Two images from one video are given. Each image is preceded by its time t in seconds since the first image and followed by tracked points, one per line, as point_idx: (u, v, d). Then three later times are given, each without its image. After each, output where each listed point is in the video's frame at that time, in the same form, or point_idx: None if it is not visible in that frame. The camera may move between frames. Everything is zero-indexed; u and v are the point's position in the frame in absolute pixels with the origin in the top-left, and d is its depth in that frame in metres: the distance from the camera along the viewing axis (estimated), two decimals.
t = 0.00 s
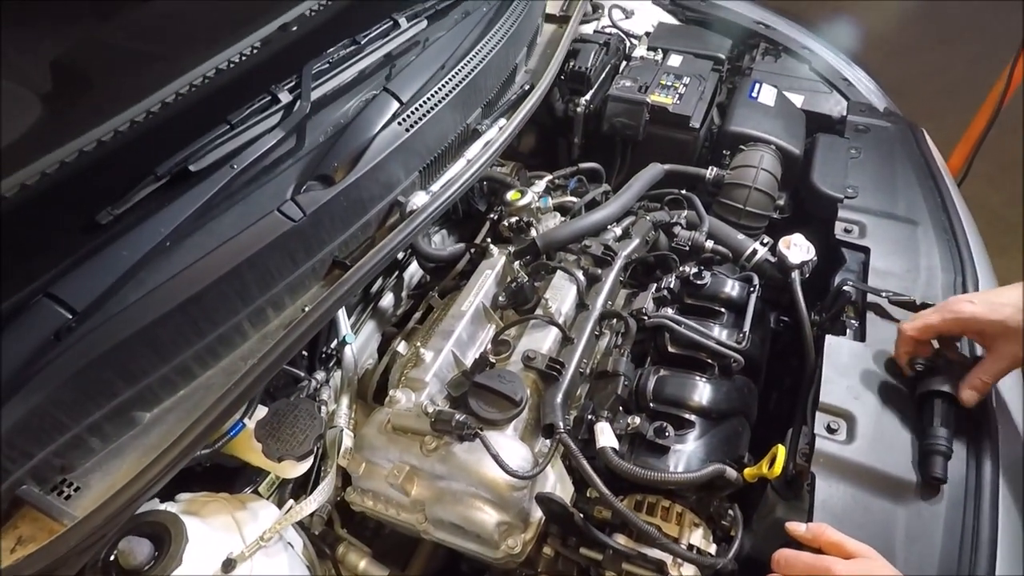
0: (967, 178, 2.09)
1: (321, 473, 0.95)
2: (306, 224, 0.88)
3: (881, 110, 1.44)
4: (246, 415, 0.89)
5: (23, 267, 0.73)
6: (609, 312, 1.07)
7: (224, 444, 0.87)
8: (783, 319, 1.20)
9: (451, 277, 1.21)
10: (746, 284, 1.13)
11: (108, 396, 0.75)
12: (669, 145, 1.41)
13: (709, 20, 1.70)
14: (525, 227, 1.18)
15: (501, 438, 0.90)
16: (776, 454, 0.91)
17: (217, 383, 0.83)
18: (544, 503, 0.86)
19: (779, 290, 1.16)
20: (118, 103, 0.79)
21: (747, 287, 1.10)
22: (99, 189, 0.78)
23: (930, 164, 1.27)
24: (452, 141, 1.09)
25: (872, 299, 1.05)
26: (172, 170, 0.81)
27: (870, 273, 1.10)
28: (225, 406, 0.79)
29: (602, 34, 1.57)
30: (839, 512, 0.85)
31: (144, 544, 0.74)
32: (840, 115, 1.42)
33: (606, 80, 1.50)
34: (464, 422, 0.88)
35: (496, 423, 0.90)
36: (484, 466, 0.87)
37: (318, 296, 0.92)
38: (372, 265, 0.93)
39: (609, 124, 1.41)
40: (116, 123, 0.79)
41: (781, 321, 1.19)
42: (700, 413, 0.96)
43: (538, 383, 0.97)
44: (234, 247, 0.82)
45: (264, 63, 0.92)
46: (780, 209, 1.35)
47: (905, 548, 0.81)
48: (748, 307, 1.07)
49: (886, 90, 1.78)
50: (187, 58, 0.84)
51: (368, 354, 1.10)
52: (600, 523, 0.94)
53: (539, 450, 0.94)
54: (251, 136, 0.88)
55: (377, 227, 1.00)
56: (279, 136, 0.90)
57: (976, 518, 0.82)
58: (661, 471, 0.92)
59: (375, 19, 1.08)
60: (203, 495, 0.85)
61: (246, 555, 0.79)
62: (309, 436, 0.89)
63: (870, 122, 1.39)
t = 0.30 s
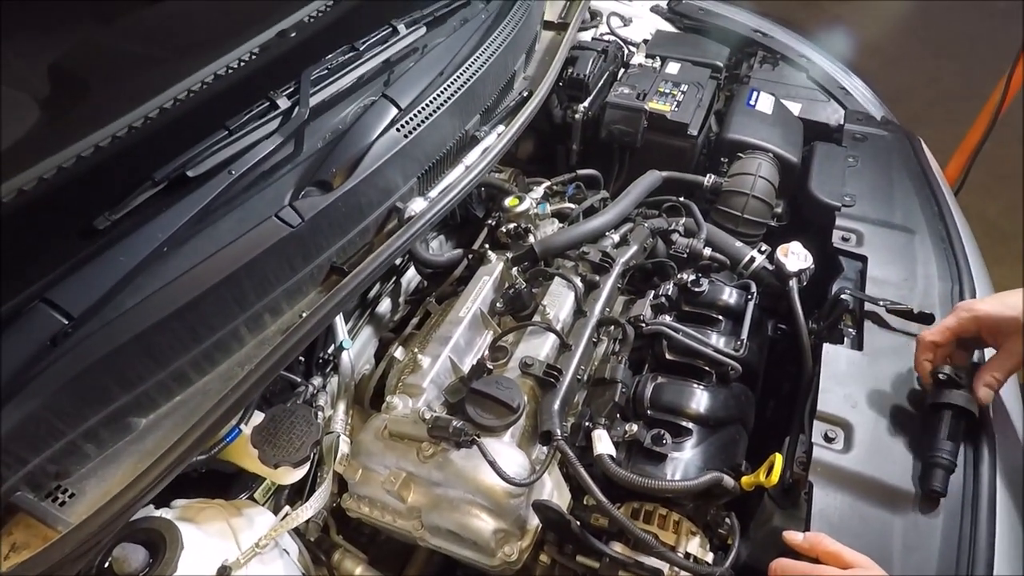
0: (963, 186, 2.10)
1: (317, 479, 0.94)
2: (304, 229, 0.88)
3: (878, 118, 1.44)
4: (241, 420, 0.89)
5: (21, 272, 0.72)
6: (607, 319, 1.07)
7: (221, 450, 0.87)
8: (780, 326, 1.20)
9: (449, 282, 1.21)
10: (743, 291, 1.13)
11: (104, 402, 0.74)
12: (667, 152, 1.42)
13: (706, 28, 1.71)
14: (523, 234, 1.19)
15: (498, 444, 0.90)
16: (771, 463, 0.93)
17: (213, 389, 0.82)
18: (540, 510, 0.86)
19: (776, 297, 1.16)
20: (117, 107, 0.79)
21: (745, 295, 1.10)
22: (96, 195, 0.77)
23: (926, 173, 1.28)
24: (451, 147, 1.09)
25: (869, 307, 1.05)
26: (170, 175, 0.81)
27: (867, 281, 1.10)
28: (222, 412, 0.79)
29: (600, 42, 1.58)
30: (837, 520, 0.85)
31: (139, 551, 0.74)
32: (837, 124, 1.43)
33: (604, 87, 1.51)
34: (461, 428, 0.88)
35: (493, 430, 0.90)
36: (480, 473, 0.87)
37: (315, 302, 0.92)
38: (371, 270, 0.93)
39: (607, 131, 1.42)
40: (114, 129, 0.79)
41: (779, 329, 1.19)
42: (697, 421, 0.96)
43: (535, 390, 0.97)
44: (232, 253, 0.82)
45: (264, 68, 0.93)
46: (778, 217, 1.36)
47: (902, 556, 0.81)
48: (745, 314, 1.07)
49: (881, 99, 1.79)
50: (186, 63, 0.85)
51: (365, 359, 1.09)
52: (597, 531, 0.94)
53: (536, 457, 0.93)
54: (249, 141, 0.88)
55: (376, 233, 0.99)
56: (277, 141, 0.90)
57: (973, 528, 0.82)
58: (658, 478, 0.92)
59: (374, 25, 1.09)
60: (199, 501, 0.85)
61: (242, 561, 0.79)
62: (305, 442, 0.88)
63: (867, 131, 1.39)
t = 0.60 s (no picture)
0: (962, 182, 2.10)
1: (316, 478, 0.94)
2: (300, 228, 0.87)
3: (876, 114, 1.44)
4: (239, 421, 0.88)
5: (15, 273, 0.72)
6: (605, 316, 1.07)
7: (218, 450, 0.87)
8: (778, 322, 1.20)
9: (447, 280, 1.20)
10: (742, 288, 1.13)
11: (100, 403, 0.74)
12: (665, 148, 1.41)
13: (702, 24, 1.70)
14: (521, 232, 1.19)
15: (496, 443, 0.90)
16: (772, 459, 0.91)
17: (210, 389, 0.82)
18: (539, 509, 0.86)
19: (774, 293, 1.16)
20: (111, 107, 0.79)
21: (743, 291, 1.10)
22: (91, 195, 0.77)
23: (924, 168, 1.28)
24: (447, 145, 1.09)
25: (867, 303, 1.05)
26: (165, 175, 0.80)
27: (865, 278, 1.10)
28: (219, 412, 0.78)
29: (597, 39, 1.57)
30: (835, 516, 0.84)
31: (135, 552, 0.74)
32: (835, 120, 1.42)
33: (601, 84, 1.50)
34: (460, 427, 0.87)
35: (492, 428, 0.90)
36: (479, 471, 0.86)
37: (312, 301, 0.91)
38: (368, 269, 0.93)
39: (604, 128, 1.41)
40: (109, 128, 0.79)
41: (777, 325, 1.19)
42: (696, 417, 0.97)
43: (534, 388, 0.97)
44: (228, 253, 0.82)
45: (259, 66, 0.93)
46: (776, 213, 1.35)
47: (902, 552, 0.81)
48: (744, 311, 1.07)
49: (878, 95, 1.79)
50: (181, 63, 0.85)
51: (363, 358, 1.09)
52: (595, 528, 0.94)
53: (534, 455, 0.93)
54: (244, 141, 0.87)
55: (373, 231, 0.99)
56: (272, 140, 0.89)
57: (972, 523, 0.82)
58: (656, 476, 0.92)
59: (368, 22, 1.08)
60: (197, 501, 0.85)
61: (240, 562, 0.78)
62: (302, 442, 0.88)
63: (865, 126, 1.39)
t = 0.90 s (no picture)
0: (964, 182, 2.09)
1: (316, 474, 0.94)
2: (303, 224, 0.87)
3: (879, 113, 1.44)
4: (240, 416, 0.88)
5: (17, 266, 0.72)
6: (606, 314, 1.07)
7: (219, 444, 0.86)
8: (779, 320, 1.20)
9: (448, 276, 1.20)
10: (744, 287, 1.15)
11: (101, 397, 0.74)
12: (668, 146, 1.41)
13: (706, 21, 1.70)
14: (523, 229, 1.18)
15: (498, 440, 0.90)
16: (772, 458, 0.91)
17: (212, 384, 0.82)
18: (539, 504, 0.86)
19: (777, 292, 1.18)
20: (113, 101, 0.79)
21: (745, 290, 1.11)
22: (93, 189, 0.77)
23: (927, 167, 1.28)
24: (450, 141, 1.09)
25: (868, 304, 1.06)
26: (167, 169, 0.81)
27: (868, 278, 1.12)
28: (221, 407, 0.78)
29: (600, 35, 1.57)
30: (836, 515, 0.85)
31: (137, 546, 0.73)
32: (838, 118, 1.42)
33: (604, 81, 1.50)
34: (461, 423, 0.87)
35: (493, 425, 0.90)
36: (480, 468, 0.86)
37: (314, 297, 0.91)
38: (369, 265, 0.92)
39: (607, 126, 1.41)
40: (111, 122, 0.79)
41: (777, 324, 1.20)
42: (697, 415, 0.97)
43: (534, 385, 0.97)
44: (230, 247, 0.81)
45: (263, 61, 0.92)
46: (778, 212, 1.34)
47: (902, 551, 0.81)
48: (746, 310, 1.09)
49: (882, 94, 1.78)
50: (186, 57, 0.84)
51: (365, 354, 1.09)
52: (595, 525, 0.94)
53: (535, 453, 0.93)
54: (247, 135, 0.88)
55: (375, 227, 0.99)
56: (275, 135, 0.90)
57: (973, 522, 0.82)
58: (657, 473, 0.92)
59: (372, 18, 1.08)
60: (198, 496, 0.85)
61: (240, 557, 0.78)
62: (304, 437, 0.88)
63: (868, 125, 1.39)
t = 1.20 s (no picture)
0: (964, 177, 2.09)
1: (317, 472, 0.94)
2: (303, 221, 0.87)
3: (878, 108, 1.44)
4: (240, 413, 0.88)
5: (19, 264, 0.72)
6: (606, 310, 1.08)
7: (221, 441, 0.86)
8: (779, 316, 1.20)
9: (448, 274, 1.20)
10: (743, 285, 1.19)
11: (103, 394, 0.74)
12: (667, 142, 1.41)
13: (704, 18, 1.71)
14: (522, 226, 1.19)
15: (497, 436, 0.90)
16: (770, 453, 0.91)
17: (212, 381, 0.82)
18: (538, 499, 0.87)
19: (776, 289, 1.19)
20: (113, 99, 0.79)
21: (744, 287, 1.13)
22: (93, 187, 0.78)
23: (927, 162, 1.28)
24: (450, 139, 1.09)
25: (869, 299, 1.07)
26: (167, 167, 0.82)
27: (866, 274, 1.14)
28: (222, 404, 0.79)
29: (599, 32, 1.57)
30: (835, 510, 0.85)
31: (138, 542, 0.74)
32: (837, 114, 1.42)
33: (603, 77, 1.50)
34: (461, 420, 0.87)
35: (493, 421, 0.90)
36: (480, 464, 0.87)
37: (314, 294, 0.91)
38: (369, 263, 0.93)
39: (606, 122, 1.42)
40: (111, 120, 0.78)
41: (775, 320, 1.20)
42: (697, 411, 0.98)
43: (534, 382, 0.97)
44: (230, 244, 0.82)
45: (261, 60, 0.92)
46: (776, 207, 1.33)
47: (901, 546, 0.81)
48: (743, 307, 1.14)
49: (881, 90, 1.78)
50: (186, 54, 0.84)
51: (365, 351, 1.09)
52: (595, 521, 0.94)
53: (535, 449, 0.94)
54: (247, 133, 0.88)
55: (375, 224, 0.98)
56: (274, 133, 0.90)
57: (972, 516, 0.82)
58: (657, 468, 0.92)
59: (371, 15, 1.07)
60: (199, 493, 0.85)
61: (241, 553, 0.78)
62: (304, 434, 0.88)
63: (867, 121, 1.39)
